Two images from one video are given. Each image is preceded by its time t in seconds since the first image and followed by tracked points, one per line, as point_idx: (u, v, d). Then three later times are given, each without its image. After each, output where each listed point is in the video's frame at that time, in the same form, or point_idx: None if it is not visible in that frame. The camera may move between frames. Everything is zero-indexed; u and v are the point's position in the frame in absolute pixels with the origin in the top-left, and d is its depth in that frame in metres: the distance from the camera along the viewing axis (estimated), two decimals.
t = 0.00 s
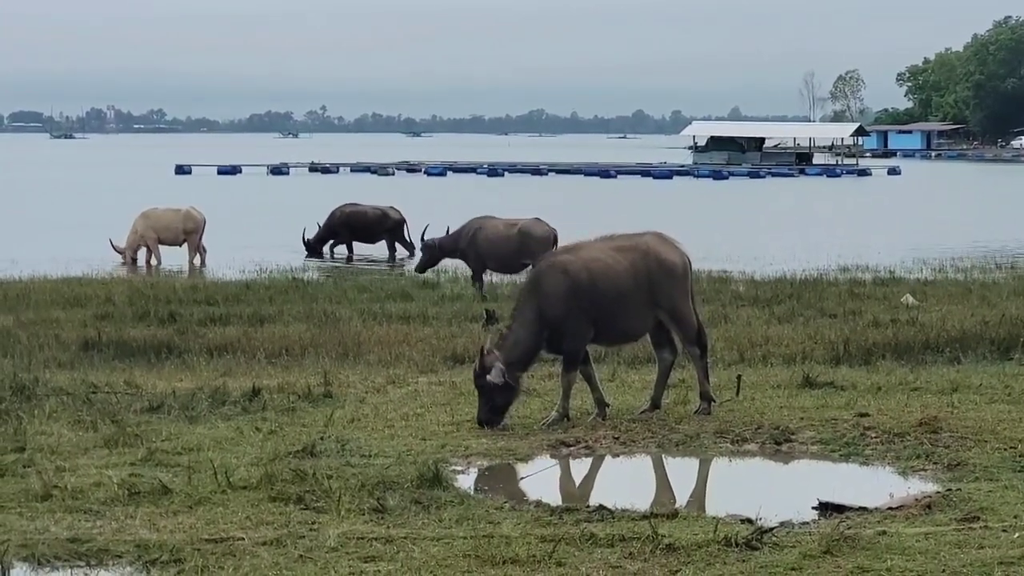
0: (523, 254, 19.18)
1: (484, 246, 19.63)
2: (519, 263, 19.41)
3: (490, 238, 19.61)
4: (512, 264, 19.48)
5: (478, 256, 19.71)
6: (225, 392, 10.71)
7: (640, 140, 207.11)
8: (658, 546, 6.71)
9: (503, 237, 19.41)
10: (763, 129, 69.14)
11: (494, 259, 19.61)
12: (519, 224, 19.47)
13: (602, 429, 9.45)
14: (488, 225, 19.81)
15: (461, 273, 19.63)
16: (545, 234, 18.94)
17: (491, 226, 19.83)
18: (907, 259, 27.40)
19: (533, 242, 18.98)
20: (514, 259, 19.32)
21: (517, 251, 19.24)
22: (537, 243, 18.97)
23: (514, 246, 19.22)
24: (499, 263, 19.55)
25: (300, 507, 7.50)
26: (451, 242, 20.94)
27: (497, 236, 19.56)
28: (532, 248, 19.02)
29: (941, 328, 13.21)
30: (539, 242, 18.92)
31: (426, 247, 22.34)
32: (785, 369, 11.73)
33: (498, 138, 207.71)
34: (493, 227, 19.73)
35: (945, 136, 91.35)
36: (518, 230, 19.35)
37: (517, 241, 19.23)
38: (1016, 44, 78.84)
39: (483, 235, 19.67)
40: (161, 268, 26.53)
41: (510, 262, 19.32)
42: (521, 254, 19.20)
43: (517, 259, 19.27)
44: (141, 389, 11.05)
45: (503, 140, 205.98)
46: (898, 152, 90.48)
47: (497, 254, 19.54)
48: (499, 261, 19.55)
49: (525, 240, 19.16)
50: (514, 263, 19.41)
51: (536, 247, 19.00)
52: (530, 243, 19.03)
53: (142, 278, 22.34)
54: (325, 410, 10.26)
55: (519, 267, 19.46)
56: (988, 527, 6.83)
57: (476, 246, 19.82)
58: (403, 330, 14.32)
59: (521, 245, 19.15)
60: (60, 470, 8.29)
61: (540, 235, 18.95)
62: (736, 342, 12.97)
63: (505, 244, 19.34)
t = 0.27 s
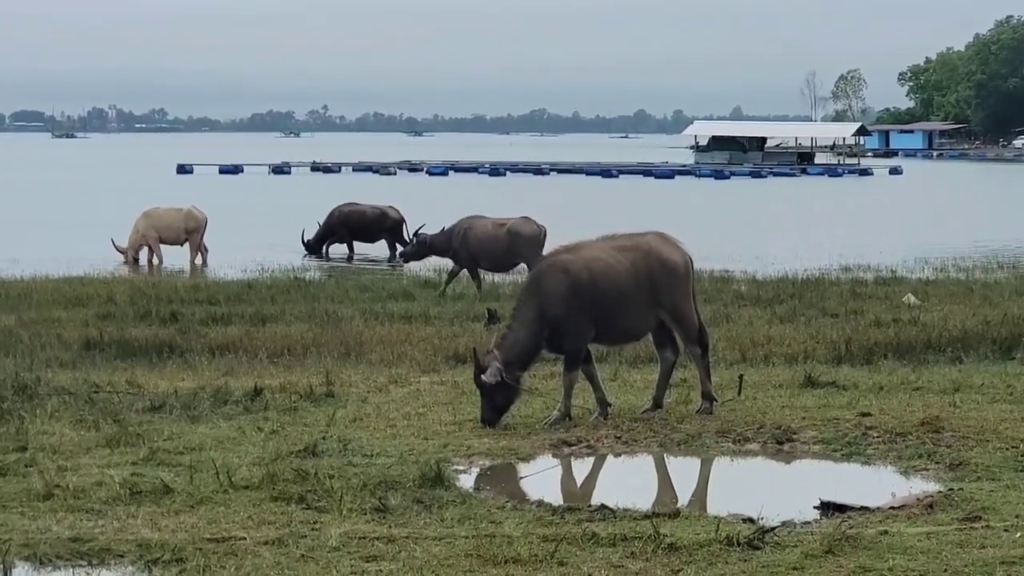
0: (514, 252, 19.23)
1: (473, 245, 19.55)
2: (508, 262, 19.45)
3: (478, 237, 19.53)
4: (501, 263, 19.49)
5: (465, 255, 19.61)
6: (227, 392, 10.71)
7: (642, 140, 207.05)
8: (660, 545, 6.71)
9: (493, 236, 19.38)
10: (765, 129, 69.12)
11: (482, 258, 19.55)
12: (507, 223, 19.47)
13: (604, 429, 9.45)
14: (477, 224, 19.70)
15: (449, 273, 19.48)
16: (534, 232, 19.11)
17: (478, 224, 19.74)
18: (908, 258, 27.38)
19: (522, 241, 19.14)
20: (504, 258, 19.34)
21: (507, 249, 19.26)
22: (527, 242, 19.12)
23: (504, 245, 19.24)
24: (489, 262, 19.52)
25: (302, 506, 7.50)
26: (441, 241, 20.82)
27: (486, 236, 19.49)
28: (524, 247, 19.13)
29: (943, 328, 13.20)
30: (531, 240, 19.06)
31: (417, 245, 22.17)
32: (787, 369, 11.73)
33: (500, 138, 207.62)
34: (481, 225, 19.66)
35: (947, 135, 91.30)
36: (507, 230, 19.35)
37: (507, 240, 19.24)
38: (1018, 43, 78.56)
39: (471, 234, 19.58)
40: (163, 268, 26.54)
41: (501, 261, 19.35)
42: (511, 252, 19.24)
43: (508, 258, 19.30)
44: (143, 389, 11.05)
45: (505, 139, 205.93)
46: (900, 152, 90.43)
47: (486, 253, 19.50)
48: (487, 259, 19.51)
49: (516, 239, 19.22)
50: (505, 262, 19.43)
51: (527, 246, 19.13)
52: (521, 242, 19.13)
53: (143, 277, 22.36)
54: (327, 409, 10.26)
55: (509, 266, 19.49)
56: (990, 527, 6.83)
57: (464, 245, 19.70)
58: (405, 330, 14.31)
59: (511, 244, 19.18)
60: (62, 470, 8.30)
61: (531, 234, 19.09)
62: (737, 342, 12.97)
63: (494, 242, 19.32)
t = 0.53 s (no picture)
0: (499, 253, 19.33)
1: (460, 244, 19.72)
2: (493, 263, 19.58)
3: (466, 237, 19.72)
4: (487, 263, 19.62)
5: (452, 254, 19.77)
6: (229, 392, 10.71)
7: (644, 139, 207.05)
8: (663, 546, 6.71)
9: (478, 236, 19.53)
10: (768, 129, 69.10)
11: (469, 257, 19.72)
12: (495, 222, 19.60)
13: (607, 428, 9.45)
14: (465, 223, 19.88)
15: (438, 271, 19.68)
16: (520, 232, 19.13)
17: (466, 224, 19.92)
18: (911, 258, 27.37)
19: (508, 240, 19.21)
20: (489, 258, 19.46)
21: (492, 250, 19.37)
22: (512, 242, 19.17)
23: (490, 245, 19.36)
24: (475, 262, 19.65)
25: (304, 506, 7.50)
26: (433, 242, 20.86)
27: (473, 234, 19.68)
28: (510, 248, 19.22)
29: (946, 327, 13.20)
30: (515, 242, 19.14)
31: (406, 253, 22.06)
32: (789, 368, 11.73)
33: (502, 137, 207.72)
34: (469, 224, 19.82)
35: (950, 134, 91.26)
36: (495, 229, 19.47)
37: (493, 239, 19.34)
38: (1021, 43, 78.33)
39: (460, 233, 19.77)
40: (166, 267, 26.56)
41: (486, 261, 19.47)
42: (496, 253, 19.35)
43: (494, 258, 19.41)
44: (145, 389, 11.05)
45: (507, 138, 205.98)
46: (902, 151, 90.39)
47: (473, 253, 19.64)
48: (474, 259, 19.66)
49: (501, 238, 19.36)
50: (490, 262, 19.53)
51: (512, 247, 19.22)
52: (506, 243, 19.22)
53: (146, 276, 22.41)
54: (329, 409, 10.27)
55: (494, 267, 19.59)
56: (993, 527, 6.82)
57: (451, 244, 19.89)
58: (407, 329, 14.32)
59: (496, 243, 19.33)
60: (65, 469, 8.30)
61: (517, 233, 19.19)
62: (739, 342, 12.97)
63: (480, 242, 19.43)
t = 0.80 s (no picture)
0: (485, 256, 19.51)
1: (450, 245, 19.98)
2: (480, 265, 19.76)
3: (456, 238, 19.99)
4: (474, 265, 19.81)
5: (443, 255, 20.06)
6: (232, 392, 10.72)
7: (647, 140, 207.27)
8: (665, 545, 6.71)
9: (467, 236, 19.77)
10: (771, 129, 69.10)
11: (457, 259, 19.95)
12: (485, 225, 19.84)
13: (610, 428, 9.45)
14: (456, 224, 20.17)
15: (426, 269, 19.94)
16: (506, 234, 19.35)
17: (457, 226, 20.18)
18: (914, 257, 27.37)
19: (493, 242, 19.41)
20: (475, 260, 19.66)
21: (478, 252, 19.57)
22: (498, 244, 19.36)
23: (476, 247, 19.57)
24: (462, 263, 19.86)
25: (307, 506, 7.51)
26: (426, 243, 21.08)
27: (463, 235, 19.93)
28: (495, 251, 19.39)
29: (949, 327, 13.20)
30: (500, 245, 19.33)
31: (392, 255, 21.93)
32: (792, 369, 11.73)
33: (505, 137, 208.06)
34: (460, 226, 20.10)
35: (953, 135, 91.26)
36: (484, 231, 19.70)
37: (481, 241, 19.58)
38: None
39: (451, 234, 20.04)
40: (168, 267, 26.59)
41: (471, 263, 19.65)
42: (481, 255, 19.54)
43: (479, 260, 19.58)
44: (147, 389, 11.06)
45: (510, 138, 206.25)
46: (905, 151, 90.36)
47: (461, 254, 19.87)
48: (462, 260, 19.88)
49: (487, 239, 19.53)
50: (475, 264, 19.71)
51: (498, 251, 19.40)
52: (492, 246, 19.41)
53: (149, 276, 22.46)
54: (332, 409, 10.28)
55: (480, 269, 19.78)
56: (995, 527, 6.82)
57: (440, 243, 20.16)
58: (411, 329, 14.33)
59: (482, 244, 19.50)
60: (68, 469, 8.32)
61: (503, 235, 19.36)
62: (742, 341, 12.97)
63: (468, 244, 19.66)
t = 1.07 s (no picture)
0: (478, 254, 19.29)
1: (439, 245, 19.66)
2: (472, 264, 19.51)
3: (445, 237, 19.68)
4: (466, 264, 19.56)
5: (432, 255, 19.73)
6: (237, 391, 10.73)
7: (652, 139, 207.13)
8: (671, 544, 6.71)
9: (458, 235, 19.48)
10: (776, 128, 69.05)
11: (447, 258, 19.65)
12: (473, 223, 19.58)
13: (615, 428, 9.44)
14: (444, 224, 19.86)
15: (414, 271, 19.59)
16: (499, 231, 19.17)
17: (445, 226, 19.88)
18: (919, 256, 27.36)
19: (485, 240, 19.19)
20: (467, 259, 19.42)
21: (471, 250, 19.33)
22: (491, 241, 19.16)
23: (469, 246, 19.33)
24: (453, 262, 19.59)
25: (313, 505, 7.51)
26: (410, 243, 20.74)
27: (452, 235, 19.63)
28: (489, 248, 19.18)
29: (954, 326, 13.19)
30: (494, 242, 19.13)
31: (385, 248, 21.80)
32: (797, 368, 11.72)
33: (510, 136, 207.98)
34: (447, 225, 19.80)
35: (958, 134, 91.19)
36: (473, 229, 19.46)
37: (472, 239, 19.33)
38: None
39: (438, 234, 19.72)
40: (174, 266, 26.64)
41: (464, 262, 19.41)
42: (475, 253, 19.30)
43: (472, 259, 19.36)
44: (153, 388, 11.08)
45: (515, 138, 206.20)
46: (910, 151, 90.30)
47: (451, 253, 19.59)
48: (451, 259, 19.57)
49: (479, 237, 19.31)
50: (468, 263, 19.48)
51: (491, 248, 19.18)
52: (486, 243, 19.18)
53: (155, 275, 22.47)
54: (338, 408, 10.29)
55: (473, 268, 19.56)
56: (1001, 527, 6.81)
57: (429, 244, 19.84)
58: (417, 329, 14.33)
59: (474, 242, 19.27)
60: (73, 468, 8.33)
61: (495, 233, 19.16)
62: (747, 341, 12.97)
63: (459, 243, 19.41)
